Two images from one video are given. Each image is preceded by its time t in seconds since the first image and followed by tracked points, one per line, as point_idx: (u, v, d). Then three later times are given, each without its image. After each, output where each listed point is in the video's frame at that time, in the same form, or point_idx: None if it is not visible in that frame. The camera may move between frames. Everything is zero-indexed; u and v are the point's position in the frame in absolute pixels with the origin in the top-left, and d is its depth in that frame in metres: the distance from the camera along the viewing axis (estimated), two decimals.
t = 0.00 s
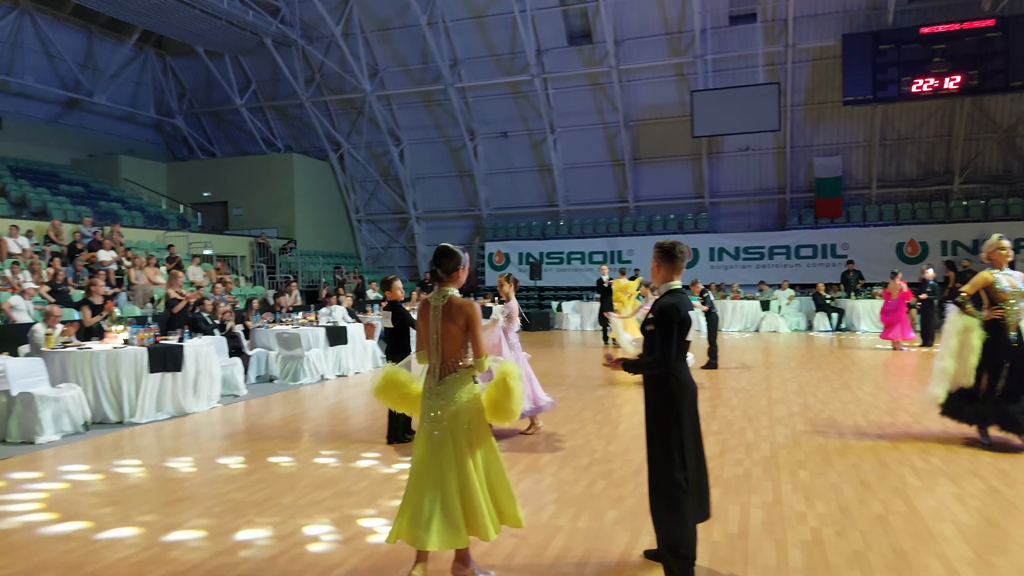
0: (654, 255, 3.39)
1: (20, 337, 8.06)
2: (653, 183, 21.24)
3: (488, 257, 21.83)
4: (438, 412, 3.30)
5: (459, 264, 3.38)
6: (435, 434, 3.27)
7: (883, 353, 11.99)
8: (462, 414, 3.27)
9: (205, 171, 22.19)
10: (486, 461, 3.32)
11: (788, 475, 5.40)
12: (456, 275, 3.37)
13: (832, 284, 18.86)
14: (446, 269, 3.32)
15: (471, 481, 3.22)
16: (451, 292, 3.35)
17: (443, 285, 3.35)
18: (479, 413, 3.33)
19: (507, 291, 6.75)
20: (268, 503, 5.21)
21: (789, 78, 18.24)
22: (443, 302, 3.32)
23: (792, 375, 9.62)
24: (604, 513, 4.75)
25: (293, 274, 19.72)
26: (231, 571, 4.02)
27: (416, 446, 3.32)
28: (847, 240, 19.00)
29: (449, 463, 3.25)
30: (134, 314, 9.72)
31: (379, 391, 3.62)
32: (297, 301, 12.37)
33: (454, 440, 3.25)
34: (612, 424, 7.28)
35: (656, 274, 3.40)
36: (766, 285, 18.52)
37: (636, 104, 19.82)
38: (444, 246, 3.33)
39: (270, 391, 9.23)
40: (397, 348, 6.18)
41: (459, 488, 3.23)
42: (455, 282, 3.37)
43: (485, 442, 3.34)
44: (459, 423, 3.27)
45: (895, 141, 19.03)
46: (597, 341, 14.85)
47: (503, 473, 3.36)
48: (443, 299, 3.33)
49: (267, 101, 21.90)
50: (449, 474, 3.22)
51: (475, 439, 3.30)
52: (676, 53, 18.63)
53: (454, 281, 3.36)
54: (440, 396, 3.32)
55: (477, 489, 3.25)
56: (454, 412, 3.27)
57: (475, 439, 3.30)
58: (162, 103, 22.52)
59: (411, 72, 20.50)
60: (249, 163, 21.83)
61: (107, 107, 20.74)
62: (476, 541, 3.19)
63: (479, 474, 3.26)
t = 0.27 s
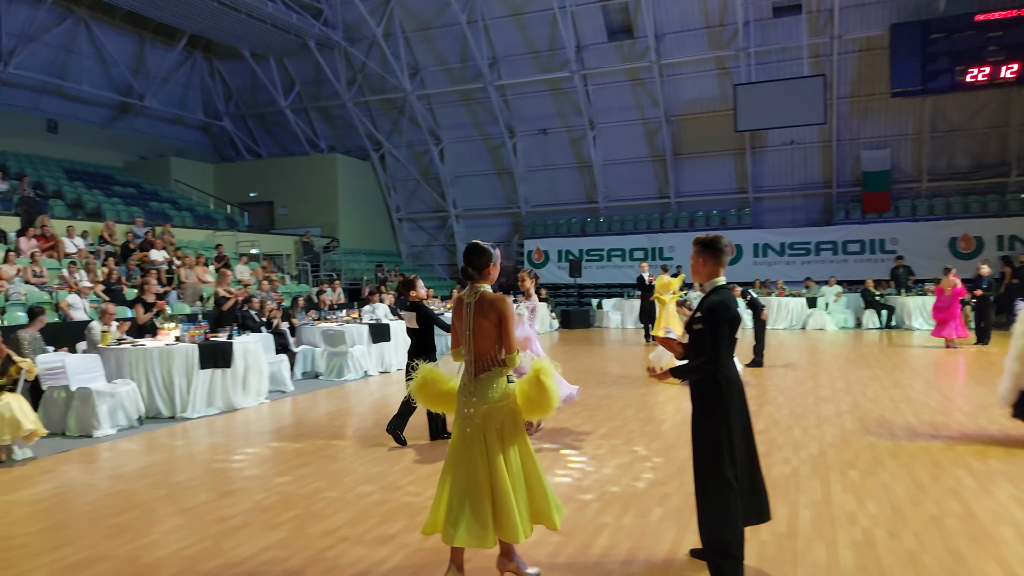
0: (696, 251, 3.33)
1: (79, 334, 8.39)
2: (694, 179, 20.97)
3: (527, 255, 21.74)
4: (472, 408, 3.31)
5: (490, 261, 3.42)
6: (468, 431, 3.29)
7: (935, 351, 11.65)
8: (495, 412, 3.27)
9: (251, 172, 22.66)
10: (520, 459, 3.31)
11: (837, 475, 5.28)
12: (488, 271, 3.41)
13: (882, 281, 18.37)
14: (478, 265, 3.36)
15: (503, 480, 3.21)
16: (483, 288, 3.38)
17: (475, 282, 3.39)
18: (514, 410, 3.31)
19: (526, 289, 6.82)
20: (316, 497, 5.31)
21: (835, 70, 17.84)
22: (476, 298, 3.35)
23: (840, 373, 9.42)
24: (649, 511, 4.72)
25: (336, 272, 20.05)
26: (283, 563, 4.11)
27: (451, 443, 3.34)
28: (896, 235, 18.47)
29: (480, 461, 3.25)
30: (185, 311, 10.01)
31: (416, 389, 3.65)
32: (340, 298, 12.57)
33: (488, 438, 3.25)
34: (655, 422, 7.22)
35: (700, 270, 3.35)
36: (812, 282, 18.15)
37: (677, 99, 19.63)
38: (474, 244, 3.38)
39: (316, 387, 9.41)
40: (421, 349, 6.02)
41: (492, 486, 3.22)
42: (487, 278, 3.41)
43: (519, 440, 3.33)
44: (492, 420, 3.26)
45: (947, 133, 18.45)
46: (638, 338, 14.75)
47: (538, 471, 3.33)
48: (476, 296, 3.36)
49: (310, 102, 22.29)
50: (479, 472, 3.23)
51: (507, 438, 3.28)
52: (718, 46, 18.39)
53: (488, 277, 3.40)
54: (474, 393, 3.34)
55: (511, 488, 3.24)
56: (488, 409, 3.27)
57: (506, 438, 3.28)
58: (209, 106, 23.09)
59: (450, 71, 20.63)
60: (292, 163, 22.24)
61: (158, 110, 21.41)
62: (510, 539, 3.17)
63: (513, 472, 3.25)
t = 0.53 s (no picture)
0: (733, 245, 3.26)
1: (122, 330, 8.63)
2: (728, 173, 20.68)
3: (558, 251, 21.70)
4: (488, 408, 3.30)
5: (506, 257, 3.38)
6: (484, 430, 3.29)
7: (978, 347, 11.36)
8: (512, 412, 3.25)
9: (285, 171, 23.00)
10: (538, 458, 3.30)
11: (878, 473, 5.19)
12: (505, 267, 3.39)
13: (923, 275, 17.94)
14: (494, 262, 3.34)
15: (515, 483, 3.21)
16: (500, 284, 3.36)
17: (492, 279, 3.37)
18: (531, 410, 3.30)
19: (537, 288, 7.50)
20: (353, 491, 5.39)
21: (873, 60, 17.46)
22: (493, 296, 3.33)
23: (879, 370, 9.25)
24: (684, 508, 4.69)
25: (369, 270, 20.28)
26: (321, 555, 4.19)
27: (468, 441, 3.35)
28: (937, 229, 18.01)
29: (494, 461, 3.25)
30: (222, 308, 10.21)
31: (450, 389, 3.67)
32: (374, 295, 12.72)
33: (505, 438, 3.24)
34: (688, 419, 7.18)
35: (737, 266, 3.28)
36: (850, 277, 17.82)
37: (709, 92, 19.41)
38: (490, 240, 3.35)
39: (350, 382, 9.53)
40: (426, 350, 6.23)
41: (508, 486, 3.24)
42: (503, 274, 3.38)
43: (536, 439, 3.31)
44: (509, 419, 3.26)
45: (990, 123, 17.93)
46: (670, 334, 14.66)
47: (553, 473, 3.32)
48: (492, 292, 3.34)
49: (343, 101, 22.53)
50: (491, 473, 3.24)
51: (522, 441, 3.26)
52: (752, 38, 18.13)
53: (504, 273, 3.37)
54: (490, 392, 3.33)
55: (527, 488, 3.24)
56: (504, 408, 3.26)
57: (521, 441, 3.26)
58: (245, 106, 23.43)
59: (481, 68, 20.65)
60: (325, 162, 22.52)
61: (196, 111, 21.88)
62: (521, 541, 3.18)
63: (528, 474, 3.24)
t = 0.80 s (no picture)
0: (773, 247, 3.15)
1: (165, 328, 8.87)
2: (765, 173, 20.35)
3: (591, 251, 21.66)
4: (510, 411, 3.23)
5: (529, 257, 3.28)
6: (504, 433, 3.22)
7: None
8: (531, 417, 3.15)
9: (323, 173, 23.34)
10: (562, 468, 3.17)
11: (924, 483, 5.06)
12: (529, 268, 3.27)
13: (969, 278, 17.46)
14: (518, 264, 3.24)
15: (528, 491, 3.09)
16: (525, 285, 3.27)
17: (514, 280, 3.28)
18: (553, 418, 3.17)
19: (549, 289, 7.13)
20: (389, 490, 5.44)
21: (916, 58, 17.06)
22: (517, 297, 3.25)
23: (924, 376, 9.02)
24: (722, 514, 4.63)
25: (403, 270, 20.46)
26: (358, 552, 4.23)
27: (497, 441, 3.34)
28: (984, 230, 17.54)
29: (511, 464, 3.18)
30: (261, 307, 10.41)
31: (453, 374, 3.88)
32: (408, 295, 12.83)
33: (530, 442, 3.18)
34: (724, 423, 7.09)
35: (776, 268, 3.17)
36: (892, 279, 17.42)
37: (746, 91, 19.16)
38: (512, 240, 3.25)
39: (385, 381, 9.64)
40: (440, 352, 6.06)
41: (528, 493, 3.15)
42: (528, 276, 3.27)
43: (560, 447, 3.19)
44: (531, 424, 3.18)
45: None
46: (706, 336, 14.49)
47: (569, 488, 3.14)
48: (515, 294, 3.26)
49: (379, 103, 22.78)
50: (508, 477, 3.17)
51: (538, 448, 3.13)
52: (790, 36, 17.85)
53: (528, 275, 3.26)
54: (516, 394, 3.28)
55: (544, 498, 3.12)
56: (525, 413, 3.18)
57: (537, 448, 3.13)
58: (285, 110, 23.74)
59: (515, 69, 20.68)
60: (362, 163, 22.80)
61: (237, 114, 22.39)
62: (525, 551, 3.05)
63: (542, 484, 3.11)
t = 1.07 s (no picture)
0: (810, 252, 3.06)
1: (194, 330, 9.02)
2: (792, 175, 20.13)
3: (616, 254, 21.61)
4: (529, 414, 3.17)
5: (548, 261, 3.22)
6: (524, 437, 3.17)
7: None
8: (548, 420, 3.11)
9: (348, 176, 23.54)
10: (586, 474, 3.15)
11: (954, 490, 4.97)
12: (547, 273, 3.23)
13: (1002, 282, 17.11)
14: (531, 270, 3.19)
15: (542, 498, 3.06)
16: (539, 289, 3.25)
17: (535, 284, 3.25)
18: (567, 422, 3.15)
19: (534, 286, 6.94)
20: (413, 491, 5.48)
21: (948, 58, 16.79)
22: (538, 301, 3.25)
23: (955, 381, 8.85)
24: (747, 520, 4.59)
25: (427, 273, 20.55)
26: (382, 553, 4.26)
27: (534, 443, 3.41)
28: (1018, 233, 17.19)
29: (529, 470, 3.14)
30: (288, 309, 10.54)
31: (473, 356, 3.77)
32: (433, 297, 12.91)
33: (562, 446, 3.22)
34: (751, 428, 7.01)
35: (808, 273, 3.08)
36: (922, 283, 17.15)
37: (773, 93, 18.97)
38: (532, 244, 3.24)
39: (409, 383, 9.71)
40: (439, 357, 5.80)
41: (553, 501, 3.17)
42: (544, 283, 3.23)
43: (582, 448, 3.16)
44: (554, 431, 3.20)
45: None
46: (730, 340, 14.38)
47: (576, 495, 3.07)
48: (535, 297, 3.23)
49: (404, 107, 22.93)
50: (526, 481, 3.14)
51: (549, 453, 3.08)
52: (818, 38, 17.65)
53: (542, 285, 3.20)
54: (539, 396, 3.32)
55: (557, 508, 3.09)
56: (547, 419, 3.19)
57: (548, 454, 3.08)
58: (312, 114, 24.08)
59: (540, 73, 20.68)
60: (387, 167, 22.98)
61: (265, 119, 22.70)
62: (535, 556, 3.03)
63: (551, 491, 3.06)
